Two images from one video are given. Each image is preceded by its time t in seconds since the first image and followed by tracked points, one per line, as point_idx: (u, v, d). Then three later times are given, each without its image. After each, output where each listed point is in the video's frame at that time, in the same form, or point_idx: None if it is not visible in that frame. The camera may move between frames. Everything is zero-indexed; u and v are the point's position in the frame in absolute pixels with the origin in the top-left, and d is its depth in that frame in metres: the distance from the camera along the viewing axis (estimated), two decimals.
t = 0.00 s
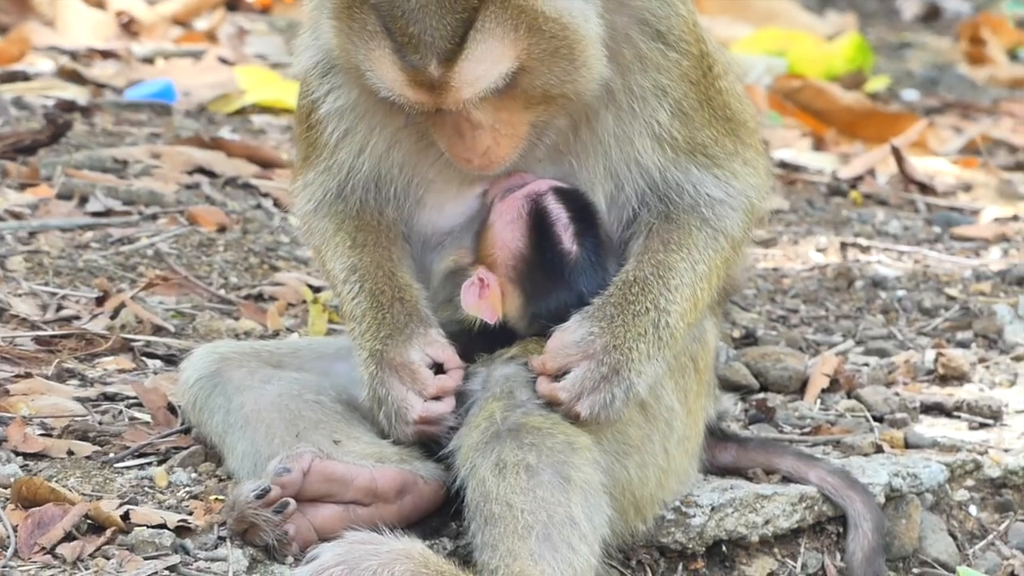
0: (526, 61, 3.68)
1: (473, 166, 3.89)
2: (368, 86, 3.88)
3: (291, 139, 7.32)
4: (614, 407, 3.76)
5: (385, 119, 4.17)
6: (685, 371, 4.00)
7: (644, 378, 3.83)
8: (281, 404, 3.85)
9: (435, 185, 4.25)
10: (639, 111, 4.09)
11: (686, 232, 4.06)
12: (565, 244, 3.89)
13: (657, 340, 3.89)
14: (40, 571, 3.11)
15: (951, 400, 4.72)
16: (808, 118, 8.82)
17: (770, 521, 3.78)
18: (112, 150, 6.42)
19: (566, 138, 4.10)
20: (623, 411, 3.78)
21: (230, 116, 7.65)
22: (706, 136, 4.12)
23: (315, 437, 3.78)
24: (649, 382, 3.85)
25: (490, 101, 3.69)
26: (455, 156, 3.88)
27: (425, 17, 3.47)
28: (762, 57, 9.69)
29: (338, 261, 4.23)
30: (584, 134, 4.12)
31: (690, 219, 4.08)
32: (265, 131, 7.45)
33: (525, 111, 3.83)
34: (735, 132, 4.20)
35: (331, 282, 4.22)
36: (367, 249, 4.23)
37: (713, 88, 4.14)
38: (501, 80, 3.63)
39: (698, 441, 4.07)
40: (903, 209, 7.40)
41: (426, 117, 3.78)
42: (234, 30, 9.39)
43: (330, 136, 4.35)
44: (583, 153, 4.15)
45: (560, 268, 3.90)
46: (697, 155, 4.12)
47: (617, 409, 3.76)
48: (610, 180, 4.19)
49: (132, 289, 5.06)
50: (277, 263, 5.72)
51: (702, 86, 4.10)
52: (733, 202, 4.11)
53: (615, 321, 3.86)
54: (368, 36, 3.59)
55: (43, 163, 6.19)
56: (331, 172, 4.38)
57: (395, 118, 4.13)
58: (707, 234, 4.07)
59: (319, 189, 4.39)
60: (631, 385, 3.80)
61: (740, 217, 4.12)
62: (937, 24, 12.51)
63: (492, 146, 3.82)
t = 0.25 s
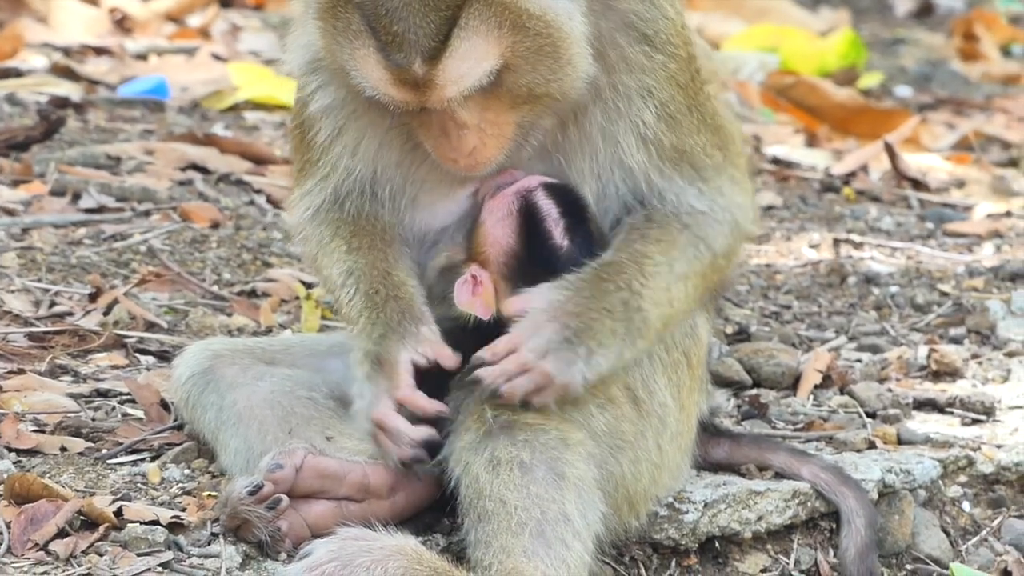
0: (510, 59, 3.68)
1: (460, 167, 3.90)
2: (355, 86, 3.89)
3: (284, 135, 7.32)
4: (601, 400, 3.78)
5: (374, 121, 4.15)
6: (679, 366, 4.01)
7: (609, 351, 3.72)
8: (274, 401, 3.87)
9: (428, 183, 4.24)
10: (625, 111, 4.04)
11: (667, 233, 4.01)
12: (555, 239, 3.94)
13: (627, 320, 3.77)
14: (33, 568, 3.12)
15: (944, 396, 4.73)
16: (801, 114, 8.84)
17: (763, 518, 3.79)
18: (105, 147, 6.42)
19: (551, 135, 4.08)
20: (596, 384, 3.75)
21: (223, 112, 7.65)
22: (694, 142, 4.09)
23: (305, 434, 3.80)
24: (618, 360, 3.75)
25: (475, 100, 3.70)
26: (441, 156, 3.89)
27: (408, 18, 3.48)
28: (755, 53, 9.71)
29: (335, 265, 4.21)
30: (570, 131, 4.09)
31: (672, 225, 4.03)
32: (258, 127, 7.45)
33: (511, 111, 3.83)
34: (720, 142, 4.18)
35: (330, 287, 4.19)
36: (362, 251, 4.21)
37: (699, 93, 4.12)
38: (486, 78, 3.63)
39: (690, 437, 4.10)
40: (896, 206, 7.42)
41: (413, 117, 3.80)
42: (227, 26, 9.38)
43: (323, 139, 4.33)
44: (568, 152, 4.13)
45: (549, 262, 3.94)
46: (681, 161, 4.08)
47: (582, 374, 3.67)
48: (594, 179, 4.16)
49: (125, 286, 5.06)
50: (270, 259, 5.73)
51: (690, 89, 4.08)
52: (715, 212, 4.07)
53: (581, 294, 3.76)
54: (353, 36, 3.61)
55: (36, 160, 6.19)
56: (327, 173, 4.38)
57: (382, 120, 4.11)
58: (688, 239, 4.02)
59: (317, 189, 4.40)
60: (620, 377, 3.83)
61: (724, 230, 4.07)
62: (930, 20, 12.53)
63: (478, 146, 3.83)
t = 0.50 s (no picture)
0: (490, 57, 3.66)
1: (448, 165, 3.89)
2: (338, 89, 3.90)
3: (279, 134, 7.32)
4: (592, 396, 3.81)
5: (358, 119, 4.16)
6: (671, 365, 4.03)
7: (591, 359, 3.79)
8: (268, 403, 3.86)
9: (413, 180, 4.24)
10: (613, 105, 4.07)
11: (642, 230, 4.04)
12: (538, 233, 3.97)
13: (611, 322, 3.85)
14: (28, 568, 3.12)
15: (939, 395, 4.74)
16: (796, 113, 8.86)
17: (758, 517, 3.79)
18: (100, 146, 6.41)
19: (542, 130, 4.10)
20: (592, 394, 3.81)
21: (218, 112, 7.64)
22: (681, 133, 4.09)
23: (299, 434, 3.79)
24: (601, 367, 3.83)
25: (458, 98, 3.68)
26: (427, 155, 3.89)
27: (387, 20, 3.48)
28: (750, 53, 9.72)
29: (329, 261, 4.26)
30: (560, 126, 4.12)
31: (650, 217, 4.06)
32: (253, 126, 7.45)
33: (496, 107, 3.83)
34: (712, 132, 4.16)
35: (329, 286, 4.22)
36: (354, 243, 4.25)
37: (689, 84, 4.12)
38: (468, 76, 3.62)
39: (684, 435, 4.10)
40: (890, 204, 7.43)
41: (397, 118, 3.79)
42: (222, 26, 9.37)
43: (308, 138, 4.35)
44: (562, 145, 4.16)
45: (533, 257, 3.99)
46: (668, 153, 4.09)
47: (569, 387, 3.72)
48: (589, 171, 4.19)
49: (120, 286, 5.06)
50: (265, 258, 5.72)
51: (677, 82, 4.08)
52: (699, 203, 4.07)
53: (554, 304, 3.84)
54: (333, 39, 3.62)
55: (30, 160, 6.18)
56: (314, 175, 4.38)
57: (366, 118, 4.12)
58: (665, 232, 4.05)
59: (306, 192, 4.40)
60: (609, 372, 3.87)
61: (707, 222, 4.09)
62: (924, 19, 12.54)
63: (464, 143, 3.82)
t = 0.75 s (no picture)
0: (494, 68, 3.66)
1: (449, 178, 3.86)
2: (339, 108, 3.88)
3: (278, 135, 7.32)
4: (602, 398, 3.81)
5: (353, 135, 4.16)
6: (669, 365, 4.03)
7: (619, 367, 3.84)
8: (266, 403, 3.86)
9: (409, 189, 4.25)
10: (615, 110, 4.10)
11: (662, 223, 4.11)
12: (541, 236, 3.92)
13: (631, 325, 3.89)
14: (26, 568, 3.12)
15: (937, 396, 4.75)
16: (794, 114, 8.87)
17: (755, 518, 3.80)
18: (99, 147, 6.42)
19: (542, 137, 4.10)
20: (607, 404, 3.82)
21: (216, 112, 7.64)
22: (684, 127, 4.12)
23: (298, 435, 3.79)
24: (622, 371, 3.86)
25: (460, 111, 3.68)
26: (430, 167, 3.85)
27: (389, 36, 3.46)
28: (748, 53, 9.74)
29: (327, 253, 4.30)
30: (560, 132, 4.12)
31: (669, 210, 4.12)
32: (252, 126, 7.44)
33: (497, 117, 3.82)
34: (714, 118, 4.18)
35: (325, 275, 4.26)
36: (352, 239, 4.29)
37: (689, 80, 4.12)
38: (472, 89, 3.62)
39: (683, 437, 4.10)
40: (889, 206, 7.43)
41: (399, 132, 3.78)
42: (221, 26, 9.37)
43: (307, 148, 4.36)
44: (562, 151, 4.16)
45: (536, 259, 3.93)
46: (676, 147, 4.13)
47: (600, 394, 3.78)
48: (596, 173, 4.22)
49: (118, 287, 5.06)
50: (264, 259, 5.72)
51: (676, 79, 4.08)
52: (714, 188, 4.14)
53: (592, 312, 3.88)
54: (334, 58, 3.61)
55: (29, 160, 6.19)
56: (310, 184, 4.40)
57: (360, 136, 4.12)
58: (687, 220, 4.12)
59: (304, 202, 4.41)
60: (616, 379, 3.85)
61: (723, 202, 4.15)
62: (923, 20, 12.54)
63: (468, 155, 3.79)
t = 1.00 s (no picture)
0: (510, 72, 3.65)
1: (460, 180, 3.85)
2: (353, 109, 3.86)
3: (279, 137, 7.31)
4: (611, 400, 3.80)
5: (359, 134, 4.15)
6: (671, 367, 4.03)
7: (628, 372, 3.85)
8: (269, 405, 3.84)
9: (411, 191, 4.24)
10: (622, 114, 4.08)
11: (666, 228, 4.10)
12: (544, 240, 3.90)
13: (640, 330, 3.90)
14: (29, 569, 3.11)
15: (940, 398, 4.74)
16: (796, 115, 8.85)
17: (759, 520, 3.78)
18: (101, 148, 6.42)
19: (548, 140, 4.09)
20: (613, 410, 3.82)
21: (218, 114, 7.63)
22: (688, 130, 4.12)
23: (302, 437, 3.77)
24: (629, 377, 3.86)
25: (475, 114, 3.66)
26: (440, 170, 3.84)
27: (407, 40, 3.43)
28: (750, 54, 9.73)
29: (328, 255, 4.29)
30: (566, 135, 4.11)
31: (675, 213, 4.12)
32: (253, 128, 7.43)
33: (509, 121, 3.81)
34: (717, 121, 4.18)
35: (326, 277, 4.25)
36: (354, 241, 4.28)
37: (693, 83, 4.12)
38: (490, 92, 3.61)
39: (685, 439, 4.09)
40: (891, 207, 7.42)
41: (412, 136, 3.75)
42: (223, 27, 9.36)
43: (311, 150, 4.35)
44: (567, 154, 4.15)
45: (540, 262, 3.92)
46: (680, 149, 4.12)
47: (609, 401, 3.79)
48: (602, 178, 4.20)
49: (120, 288, 5.05)
50: (266, 261, 5.71)
51: (681, 82, 4.09)
52: (718, 191, 4.13)
53: (603, 317, 3.89)
54: (350, 62, 3.57)
55: (31, 161, 6.18)
56: (314, 185, 4.39)
57: (367, 133, 4.11)
58: (693, 225, 4.11)
59: (307, 202, 4.41)
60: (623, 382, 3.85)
61: (726, 205, 4.15)
62: (925, 21, 12.53)
63: (479, 158, 3.78)
